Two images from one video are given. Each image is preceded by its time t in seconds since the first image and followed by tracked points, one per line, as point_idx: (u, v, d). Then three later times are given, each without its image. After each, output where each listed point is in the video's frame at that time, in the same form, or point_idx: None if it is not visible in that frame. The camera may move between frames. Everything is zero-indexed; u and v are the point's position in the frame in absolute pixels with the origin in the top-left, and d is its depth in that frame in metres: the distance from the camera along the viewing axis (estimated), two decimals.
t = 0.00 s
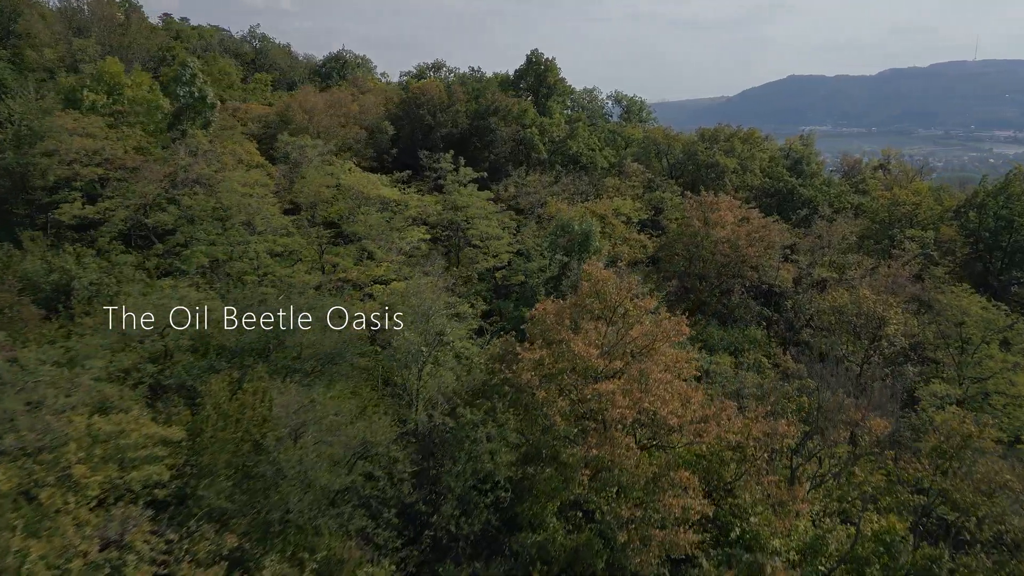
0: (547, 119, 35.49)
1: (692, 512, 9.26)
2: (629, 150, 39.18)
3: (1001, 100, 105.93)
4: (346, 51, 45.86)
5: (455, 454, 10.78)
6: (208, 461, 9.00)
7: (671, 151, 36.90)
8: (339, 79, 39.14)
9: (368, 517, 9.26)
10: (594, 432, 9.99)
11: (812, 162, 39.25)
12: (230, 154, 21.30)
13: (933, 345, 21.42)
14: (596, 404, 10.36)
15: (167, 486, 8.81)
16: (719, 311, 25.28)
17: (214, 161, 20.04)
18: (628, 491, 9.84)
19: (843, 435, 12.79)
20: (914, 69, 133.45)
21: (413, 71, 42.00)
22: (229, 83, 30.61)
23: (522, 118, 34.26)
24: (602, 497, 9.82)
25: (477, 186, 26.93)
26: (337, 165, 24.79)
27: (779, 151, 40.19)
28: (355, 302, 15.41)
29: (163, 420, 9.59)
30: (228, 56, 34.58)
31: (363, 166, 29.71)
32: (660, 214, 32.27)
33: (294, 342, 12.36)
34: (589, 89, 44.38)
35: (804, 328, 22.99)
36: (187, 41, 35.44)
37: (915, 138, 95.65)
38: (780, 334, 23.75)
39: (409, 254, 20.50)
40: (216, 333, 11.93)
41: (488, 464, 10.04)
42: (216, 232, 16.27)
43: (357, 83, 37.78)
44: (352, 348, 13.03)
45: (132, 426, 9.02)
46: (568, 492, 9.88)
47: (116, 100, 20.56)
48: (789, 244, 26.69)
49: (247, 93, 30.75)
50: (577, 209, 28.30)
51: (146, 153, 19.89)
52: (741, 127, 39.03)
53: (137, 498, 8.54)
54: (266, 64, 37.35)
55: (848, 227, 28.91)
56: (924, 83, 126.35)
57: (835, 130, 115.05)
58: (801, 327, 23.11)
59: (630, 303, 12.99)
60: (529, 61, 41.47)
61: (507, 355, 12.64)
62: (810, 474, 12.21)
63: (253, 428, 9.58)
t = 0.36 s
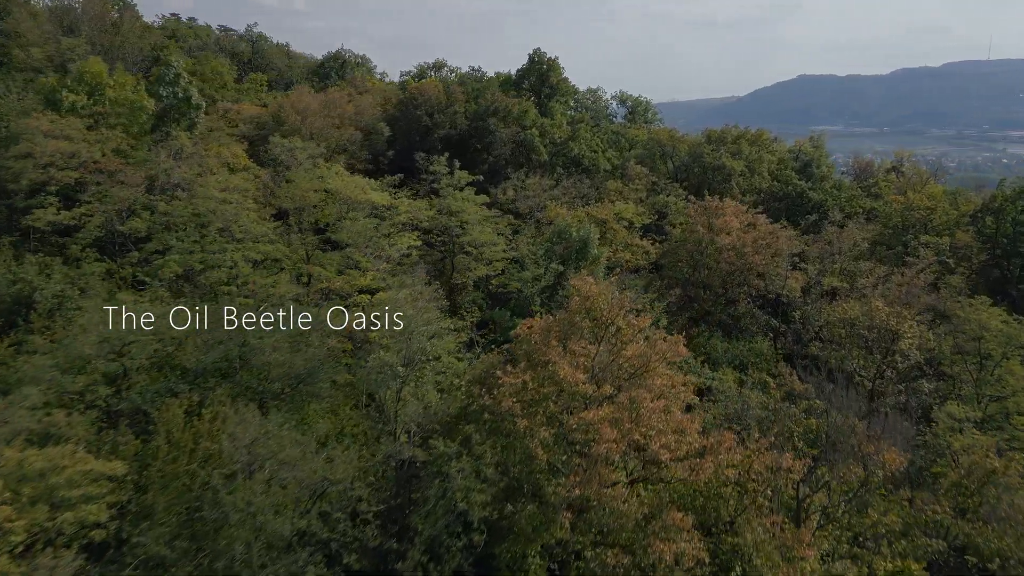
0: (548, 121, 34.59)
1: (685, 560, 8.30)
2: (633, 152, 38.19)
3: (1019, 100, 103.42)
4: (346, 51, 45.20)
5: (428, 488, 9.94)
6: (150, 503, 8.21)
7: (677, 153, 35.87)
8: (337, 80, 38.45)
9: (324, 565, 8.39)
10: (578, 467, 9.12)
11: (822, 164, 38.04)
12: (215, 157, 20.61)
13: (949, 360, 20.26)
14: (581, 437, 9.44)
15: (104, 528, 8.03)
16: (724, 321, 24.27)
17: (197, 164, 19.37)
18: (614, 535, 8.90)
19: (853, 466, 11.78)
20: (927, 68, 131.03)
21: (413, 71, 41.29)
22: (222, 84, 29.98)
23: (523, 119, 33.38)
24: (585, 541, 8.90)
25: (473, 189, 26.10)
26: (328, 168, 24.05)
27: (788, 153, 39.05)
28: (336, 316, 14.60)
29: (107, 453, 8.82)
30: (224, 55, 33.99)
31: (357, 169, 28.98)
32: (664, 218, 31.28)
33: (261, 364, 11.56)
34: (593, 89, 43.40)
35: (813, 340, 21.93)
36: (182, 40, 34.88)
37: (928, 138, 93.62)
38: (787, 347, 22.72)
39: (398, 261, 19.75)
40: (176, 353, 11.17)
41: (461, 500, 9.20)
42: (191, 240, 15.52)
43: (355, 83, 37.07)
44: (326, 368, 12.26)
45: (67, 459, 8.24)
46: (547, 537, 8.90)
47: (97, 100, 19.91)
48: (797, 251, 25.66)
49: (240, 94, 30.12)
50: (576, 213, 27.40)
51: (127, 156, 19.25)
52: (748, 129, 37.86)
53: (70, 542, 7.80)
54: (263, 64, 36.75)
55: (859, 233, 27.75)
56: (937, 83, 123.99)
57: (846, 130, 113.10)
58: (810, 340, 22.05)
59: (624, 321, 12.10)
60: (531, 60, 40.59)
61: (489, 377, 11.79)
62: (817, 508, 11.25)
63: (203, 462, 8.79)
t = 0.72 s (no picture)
0: (549, 122, 33.66)
1: None
2: (637, 155, 37.18)
3: None
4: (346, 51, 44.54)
5: (395, 529, 9.06)
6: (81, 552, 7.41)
7: (681, 156, 34.86)
8: (335, 81, 37.76)
9: None
10: (558, 511, 8.22)
11: (833, 167, 36.83)
12: (198, 161, 19.91)
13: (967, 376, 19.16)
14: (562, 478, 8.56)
15: None
16: (728, 333, 23.31)
17: (178, 169, 18.68)
18: None
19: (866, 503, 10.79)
20: (941, 67, 128.62)
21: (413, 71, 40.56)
22: (214, 85, 29.36)
23: (523, 120, 32.53)
24: None
25: (469, 194, 25.25)
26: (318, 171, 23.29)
27: (797, 155, 37.88)
28: (313, 331, 13.82)
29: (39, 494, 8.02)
30: (218, 56, 33.42)
31: (351, 172, 28.23)
32: (668, 223, 30.31)
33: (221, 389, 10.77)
34: (597, 89, 42.44)
35: (822, 354, 20.92)
36: (177, 40, 34.36)
37: (942, 138, 91.61)
38: (794, 360, 21.71)
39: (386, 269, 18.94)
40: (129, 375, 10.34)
41: (429, 545, 8.37)
42: (163, 248, 14.73)
43: (352, 85, 36.39)
44: (294, 391, 11.43)
45: None
46: None
47: (76, 101, 19.26)
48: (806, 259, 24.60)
49: (233, 95, 29.50)
50: (575, 219, 26.46)
51: (106, 159, 18.56)
52: (756, 130, 36.77)
53: None
54: (259, 64, 36.14)
55: (871, 240, 26.63)
56: (951, 82, 121.64)
57: (857, 130, 111.16)
58: (818, 353, 21.03)
59: (615, 341, 11.18)
60: (533, 60, 39.70)
61: (469, 402, 10.91)
62: (826, 550, 10.30)
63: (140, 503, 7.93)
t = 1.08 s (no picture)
0: (550, 124, 32.73)
1: None
2: (641, 158, 36.13)
3: None
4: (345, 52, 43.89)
5: None
6: None
7: (686, 159, 33.81)
8: (332, 82, 37.05)
9: None
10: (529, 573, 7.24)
11: (845, 170, 35.58)
12: (180, 166, 19.18)
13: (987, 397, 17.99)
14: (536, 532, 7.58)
15: None
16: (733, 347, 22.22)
17: (155, 173, 17.92)
18: None
19: (880, 553, 9.73)
20: (954, 67, 126.31)
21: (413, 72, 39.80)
22: (206, 86, 28.71)
23: (523, 122, 31.65)
24: None
25: (463, 199, 24.37)
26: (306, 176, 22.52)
27: (807, 158, 36.67)
28: (284, 351, 12.99)
29: None
30: (212, 56, 32.84)
31: (344, 175, 27.43)
32: (672, 229, 29.32)
33: (172, 416, 9.92)
34: (600, 90, 41.48)
35: (831, 370, 19.84)
36: (172, 41, 33.82)
37: (958, 139, 89.51)
38: (801, 376, 20.65)
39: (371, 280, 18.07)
40: (69, 401, 9.46)
41: None
42: (128, 259, 13.94)
43: (349, 86, 35.69)
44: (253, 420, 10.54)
45: None
46: None
47: (54, 103, 18.63)
48: (816, 268, 23.49)
49: (225, 96, 28.83)
50: (574, 226, 25.47)
51: (81, 163, 17.89)
52: (764, 133, 35.62)
53: None
54: (255, 64, 35.53)
55: (884, 249, 25.45)
56: (965, 82, 119.33)
57: (869, 131, 109.22)
58: (827, 370, 19.94)
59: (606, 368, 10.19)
60: (535, 60, 38.79)
61: (441, 435, 9.96)
62: None
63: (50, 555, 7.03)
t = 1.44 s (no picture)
0: (550, 126, 31.79)
1: None
2: (645, 161, 35.11)
3: None
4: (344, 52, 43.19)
5: None
6: None
7: (692, 163, 32.76)
8: (328, 83, 36.35)
9: None
10: None
11: (857, 174, 34.29)
12: (158, 171, 18.48)
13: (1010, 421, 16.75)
14: None
15: None
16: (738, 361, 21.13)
17: (131, 179, 17.20)
18: None
19: None
20: (970, 66, 123.61)
21: (412, 72, 39.09)
22: (196, 87, 28.08)
23: (522, 124, 30.77)
24: None
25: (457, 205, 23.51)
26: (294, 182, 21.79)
27: (817, 162, 35.46)
28: (250, 374, 12.21)
29: None
30: (207, 57, 32.31)
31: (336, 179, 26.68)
32: (676, 236, 28.27)
33: (112, 451, 9.13)
34: (604, 91, 40.48)
35: (840, 389, 18.75)
36: (165, 41, 33.28)
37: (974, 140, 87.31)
38: (809, 395, 19.57)
39: (354, 292, 17.28)
40: None
41: None
42: (91, 272, 13.25)
43: (345, 88, 34.99)
44: (208, 452, 9.64)
45: None
46: None
47: (28, 106, 18.05)
48: (825, 279, 22.41)
49: (216, 98, 28.20)
50: (572, 233, 24.60)
51: (56, 168, 17.25)
52: (772, 135, 34.48)
53: None
54: (251, 65, 34.98)
55: (898, 259, 24.25)
56: (981, 82, 116.72)
57: (881, 131, 107.20)
58: (837, 389, 18.84)
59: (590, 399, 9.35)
60: (537, 60, 37.85)
61: (407, 476, 9.01)
62: None
63: None
